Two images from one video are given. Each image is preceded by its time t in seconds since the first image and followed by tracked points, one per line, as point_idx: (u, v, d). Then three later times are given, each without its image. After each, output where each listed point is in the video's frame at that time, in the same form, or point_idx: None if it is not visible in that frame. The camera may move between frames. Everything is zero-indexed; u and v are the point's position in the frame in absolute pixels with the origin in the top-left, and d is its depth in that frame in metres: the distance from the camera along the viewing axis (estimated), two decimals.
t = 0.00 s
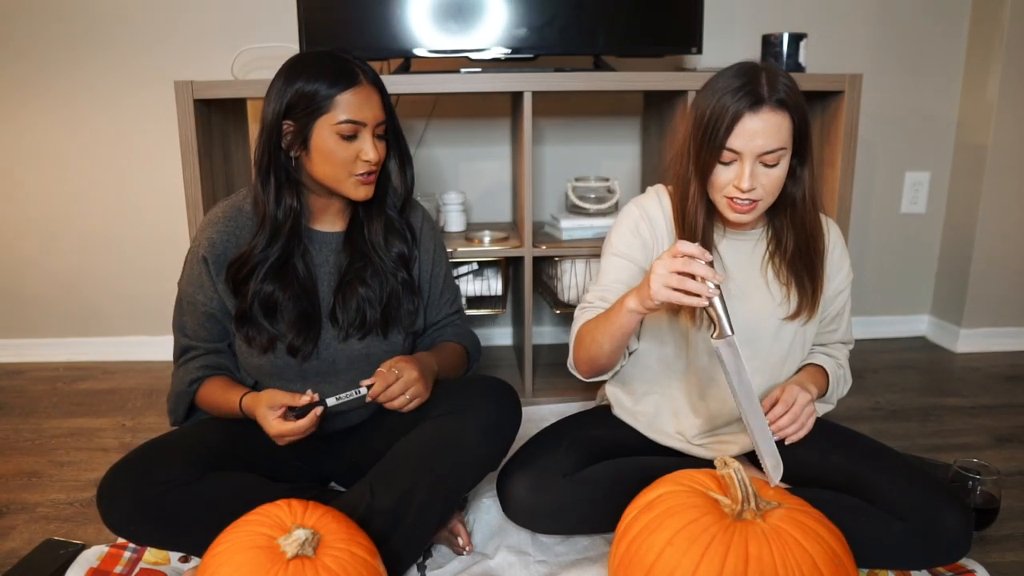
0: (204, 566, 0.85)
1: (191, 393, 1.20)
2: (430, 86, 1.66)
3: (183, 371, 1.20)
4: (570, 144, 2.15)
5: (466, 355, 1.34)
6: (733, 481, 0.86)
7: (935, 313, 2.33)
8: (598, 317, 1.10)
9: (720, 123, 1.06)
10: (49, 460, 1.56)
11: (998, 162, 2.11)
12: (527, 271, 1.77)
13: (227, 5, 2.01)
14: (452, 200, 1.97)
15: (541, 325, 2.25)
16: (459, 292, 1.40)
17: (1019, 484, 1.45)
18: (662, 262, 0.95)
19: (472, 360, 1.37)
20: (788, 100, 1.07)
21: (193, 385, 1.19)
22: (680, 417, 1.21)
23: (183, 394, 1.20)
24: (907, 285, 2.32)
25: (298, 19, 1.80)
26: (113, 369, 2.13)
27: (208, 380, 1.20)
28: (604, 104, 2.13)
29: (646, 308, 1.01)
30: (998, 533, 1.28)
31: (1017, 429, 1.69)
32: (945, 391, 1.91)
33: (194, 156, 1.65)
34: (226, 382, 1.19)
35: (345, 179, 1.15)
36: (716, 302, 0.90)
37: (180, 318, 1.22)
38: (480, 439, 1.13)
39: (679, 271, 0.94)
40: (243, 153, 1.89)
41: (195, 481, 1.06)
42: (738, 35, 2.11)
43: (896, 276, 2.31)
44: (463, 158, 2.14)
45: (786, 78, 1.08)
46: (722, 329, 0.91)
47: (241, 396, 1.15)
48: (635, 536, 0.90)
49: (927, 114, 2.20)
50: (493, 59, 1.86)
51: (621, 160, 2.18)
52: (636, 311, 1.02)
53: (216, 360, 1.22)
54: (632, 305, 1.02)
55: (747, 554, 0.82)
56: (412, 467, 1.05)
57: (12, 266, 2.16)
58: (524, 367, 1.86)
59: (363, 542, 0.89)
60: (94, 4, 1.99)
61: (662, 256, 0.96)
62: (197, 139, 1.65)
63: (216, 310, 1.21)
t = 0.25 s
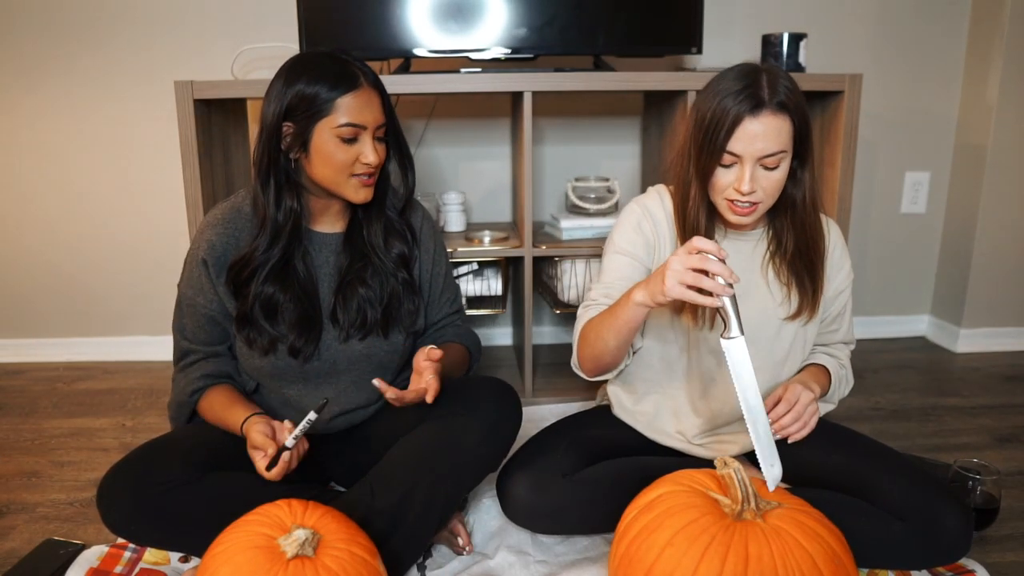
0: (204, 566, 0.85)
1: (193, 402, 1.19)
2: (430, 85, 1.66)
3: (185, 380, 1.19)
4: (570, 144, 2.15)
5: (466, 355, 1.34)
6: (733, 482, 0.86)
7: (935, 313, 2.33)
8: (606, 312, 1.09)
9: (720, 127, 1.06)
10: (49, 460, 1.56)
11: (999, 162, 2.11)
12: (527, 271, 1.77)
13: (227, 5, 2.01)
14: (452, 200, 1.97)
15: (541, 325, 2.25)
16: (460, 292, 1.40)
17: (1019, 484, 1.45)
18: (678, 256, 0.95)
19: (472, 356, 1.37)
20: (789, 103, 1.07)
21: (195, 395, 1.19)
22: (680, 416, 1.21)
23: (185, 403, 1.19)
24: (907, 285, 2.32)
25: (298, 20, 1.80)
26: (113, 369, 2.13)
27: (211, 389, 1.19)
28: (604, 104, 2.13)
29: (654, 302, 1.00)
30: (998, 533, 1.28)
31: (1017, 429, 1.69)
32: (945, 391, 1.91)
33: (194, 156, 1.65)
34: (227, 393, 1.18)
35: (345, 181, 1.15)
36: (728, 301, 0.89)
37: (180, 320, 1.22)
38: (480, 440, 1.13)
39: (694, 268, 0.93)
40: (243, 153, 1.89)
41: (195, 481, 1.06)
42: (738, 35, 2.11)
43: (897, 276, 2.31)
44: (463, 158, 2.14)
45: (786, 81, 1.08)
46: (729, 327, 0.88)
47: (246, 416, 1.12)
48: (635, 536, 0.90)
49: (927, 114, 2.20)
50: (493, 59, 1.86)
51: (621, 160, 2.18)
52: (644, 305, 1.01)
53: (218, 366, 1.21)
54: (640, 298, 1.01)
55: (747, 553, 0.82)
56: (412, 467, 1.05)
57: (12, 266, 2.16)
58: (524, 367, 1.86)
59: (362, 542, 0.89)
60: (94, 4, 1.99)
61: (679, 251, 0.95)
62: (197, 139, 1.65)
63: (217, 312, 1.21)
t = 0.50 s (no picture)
0: (204, 566, 0.85)
1: (192, 402, 1.19)
2: (430, 86, 1.66)
3: (183, 381, 1.19)
4: (570, 144, 2.15)
5: (466, 355, 1.34)
6: (733, 481, 0.86)
7: (935, 313, 2.33)
8: (623, 304, 1.06)
9: (719, 127, 1.06)
10: (49, 460, 1.56)
11: (998, 162, 2.11)
12: (527, 271, 1.77)
13: (227, 5, 2.01)
14: (452, 201, 1.97)
15: (541, 325, 2.25)
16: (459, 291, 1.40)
17: (1019, 484, 1.45)
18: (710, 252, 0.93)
19: (472, 356, 1.37)
20: (787, 103, 1.06)
21: (193, 395, 1.19)
22: (681, 415, 1.20)
23: (184, 403, 1.20)
24: (907, 285, 2.32)
25: (299, 20, 1.80)
26: (113, 369, 2.13)
27: (208, 390, 1.19)
28: (604, 104, 2.13)
29: (674, 300, 0.98)
30: (998, 533, 1.28)
31: (1017, 429, 1.69)
32: (945, 391, 1.91)
33: (194, 156, 1.65)
34: (226, 393, 1.18)
35: (344, 182, 1.16)
36: (752, 302, 0.89)
37: (179, 320, 1.22)
38: (480, 440, 1.13)
39: (724, 267, 0.92)
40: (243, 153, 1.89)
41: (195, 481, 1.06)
42: (738, 35, 2.11)
43: (897, 276, 2.31)
44: (463, 158, 2.14)
45: (785, 81, 1.08)
46: (745, 326, 0.89)
47: (244, 417, 1.12)
48: (635, 536, 0.90)
49: (927, 114, 2.20)
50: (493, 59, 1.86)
51: (621, 160, 2.18)
52: (664, 302, 0.98)
53: (217, 367, 1.21)
54: (659, 294, 0.99)
55: (747, 554, 0.82)
56: (413, 467, 1.05)
57: (12, 267, 2.16)
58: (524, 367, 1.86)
59: (363, 542, 0.89)
60: (94, 4, 1.99)
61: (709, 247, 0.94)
62: (197, 139, 1.65)
63: (216, 313, 1.21)
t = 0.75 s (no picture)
0: (204, 566, 0.85)
1: (192, 402, 1.19)
2: (430, 86, 1.66)
3: (183, 381, 1.19)
4: (571, 144, 2.15)
5: (466, 355, 1.34)
6: (733, 482, 0.86)
7: (935, 313, 2.33)
8: (654, 318, 1.00)
9: (719, 127, 1.06)
10: (49, 460, 1.56)
11: (998, 163, 2.11)
12: (527, 271, 1.77)
13: (227, 5, 2.01)
14: (452, 200, 1.97)
15: (542, 325, 2.25)
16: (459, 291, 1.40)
17: (1019, 484, 1.45)
18: (747, 267, 0.86)
19: (472, 356, 1.37)
20: (786, 103, 1.06)
21: (194, 396, 1.19)
22: (681, 414, 1.21)
23: (184, 403, 1.20)
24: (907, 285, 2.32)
25: (299, 20, 1.80)
26: (114, 369, 2.13)
27: (208, 390, 1.19)
28: (604, 104, 2.13)
29: (718, 320, 0.92)
30: (998, 533, 1.28)
31: (1017, 429, 1.69)
32: (945, 391, 1.91)
33: (194, 155, 1.65)
34: (226, 393, 1.18)
35: (345, 182, 1.15)
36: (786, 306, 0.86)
37: (179, 321, 1.22)
38: (480, 440, 1.13)
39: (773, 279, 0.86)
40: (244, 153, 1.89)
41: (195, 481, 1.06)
42: (738, 35, 2.11)
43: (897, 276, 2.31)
44: (463, 158, 2.14)
45: (785, 82, 1.08)
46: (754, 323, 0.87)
47: (244, 416, 1.12)
48: (635, 536, 0.90)
49: (927, 114, 2.20)
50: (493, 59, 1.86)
51: (621, 160, 2.18)
52: (708, 323, 0.93)
53: (217, 367, 1.21)
54: (702, 317, 0.93)
55: (747, 553, 0.82)
56: (413, 467, 1.05)
57: (13, 266, 2.16)
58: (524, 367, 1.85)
59: (363, 542, 0.89)
60: (94, 4, 1.99)
61: (742, 261, 0.87)
62: (197, 139, 1.65)
63: (216, 313, 1.21)
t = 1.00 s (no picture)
0: (204, 566, 0.85)
1: (192, 403, 1.19)
2: (430, 86, 1.66)
3: (183, 381, 1.19)
4: (571, 144, 2.15)
5: (467, 355, 1.34)
6: (733, 481, 0.86)
7: (935, 313, 2.33)
8: (680, 321, 0.98)
9: (723, 127, 1.06)
10: (49, 460, 1.56)
11: (998, 162, 2.11)
12: (527, 271, 1.77)
13: (227, 5, 2.01)
14: (452, 200, 1.97)
15: (542, 325, 2.25)
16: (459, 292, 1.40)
17: (1019, 484, 1.45)
18: (783, 266, 0.87)
19: (472, 356, 1.37)
20: (790, 104, 1.06)
21: (194, 396, 1.19)
22: (681, 415, 1.21)
23: (184, 404, 1.20)
24: (907, 285, 2.32)
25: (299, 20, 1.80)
26: (114, 369, 2.13)
27: (208, 390, 1.19)
28: (604, 104, 2.14)
29: (750, 324, 0.92)
30: (998, 533, 1.28)
31: (1017, 429, 1.69)
32: (945, 391, 1.91)
33: (194, 155, 1.65)
34: (226, 393, 1.18)
35: (345, 181, 1.15)
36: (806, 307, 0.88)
37: (179, 321, 1.22)
38: (480, 440, 1.13)
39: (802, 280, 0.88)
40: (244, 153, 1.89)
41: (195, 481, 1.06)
42: (738, 35, 2.11)
43: (897, 276, 2.31)
44: (463, 158, 2.14)
45: (788, 83, 1.08)
46: (775, 324, 0.88)
47: (245, 416, 1.12)
48: (634, 537, 0.90)
49: (927, 114, 2.20)
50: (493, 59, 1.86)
51: (621, 160, 2.18)
52: (739, 328, 0.93)
53: (217, 367, 1.21)
54: (732, 321, 0.93)
55: (747, 554, 0.82)
56: (413, 467, 1.05)
57: (12, 266, 2.16)
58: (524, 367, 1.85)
59: (363, 542, 0.89)
60: (94, 4, 1.99)
61: (775, 261, 0.88)
62: (197, 139, 1.65)
63: (216, 313, 1.21)
